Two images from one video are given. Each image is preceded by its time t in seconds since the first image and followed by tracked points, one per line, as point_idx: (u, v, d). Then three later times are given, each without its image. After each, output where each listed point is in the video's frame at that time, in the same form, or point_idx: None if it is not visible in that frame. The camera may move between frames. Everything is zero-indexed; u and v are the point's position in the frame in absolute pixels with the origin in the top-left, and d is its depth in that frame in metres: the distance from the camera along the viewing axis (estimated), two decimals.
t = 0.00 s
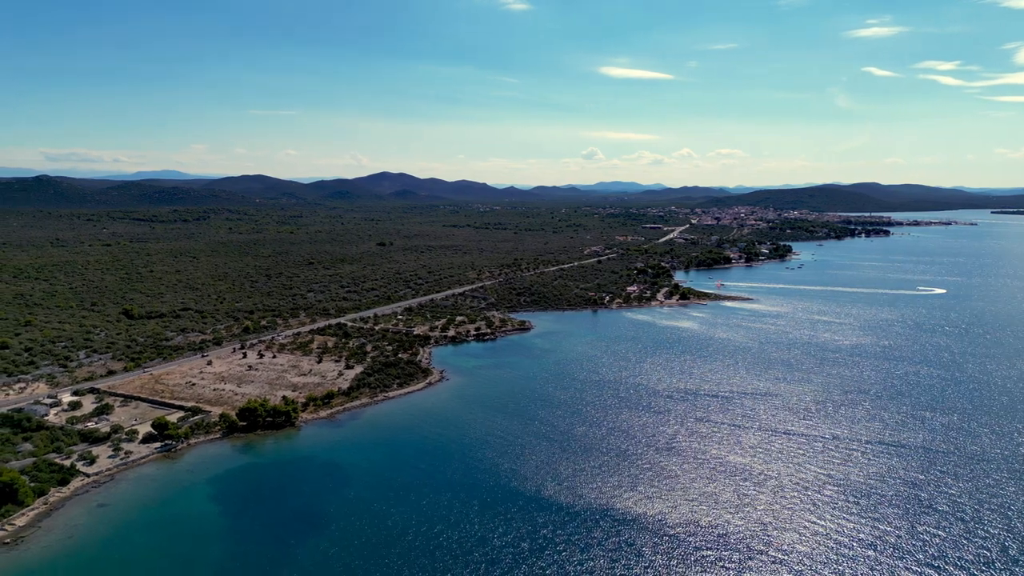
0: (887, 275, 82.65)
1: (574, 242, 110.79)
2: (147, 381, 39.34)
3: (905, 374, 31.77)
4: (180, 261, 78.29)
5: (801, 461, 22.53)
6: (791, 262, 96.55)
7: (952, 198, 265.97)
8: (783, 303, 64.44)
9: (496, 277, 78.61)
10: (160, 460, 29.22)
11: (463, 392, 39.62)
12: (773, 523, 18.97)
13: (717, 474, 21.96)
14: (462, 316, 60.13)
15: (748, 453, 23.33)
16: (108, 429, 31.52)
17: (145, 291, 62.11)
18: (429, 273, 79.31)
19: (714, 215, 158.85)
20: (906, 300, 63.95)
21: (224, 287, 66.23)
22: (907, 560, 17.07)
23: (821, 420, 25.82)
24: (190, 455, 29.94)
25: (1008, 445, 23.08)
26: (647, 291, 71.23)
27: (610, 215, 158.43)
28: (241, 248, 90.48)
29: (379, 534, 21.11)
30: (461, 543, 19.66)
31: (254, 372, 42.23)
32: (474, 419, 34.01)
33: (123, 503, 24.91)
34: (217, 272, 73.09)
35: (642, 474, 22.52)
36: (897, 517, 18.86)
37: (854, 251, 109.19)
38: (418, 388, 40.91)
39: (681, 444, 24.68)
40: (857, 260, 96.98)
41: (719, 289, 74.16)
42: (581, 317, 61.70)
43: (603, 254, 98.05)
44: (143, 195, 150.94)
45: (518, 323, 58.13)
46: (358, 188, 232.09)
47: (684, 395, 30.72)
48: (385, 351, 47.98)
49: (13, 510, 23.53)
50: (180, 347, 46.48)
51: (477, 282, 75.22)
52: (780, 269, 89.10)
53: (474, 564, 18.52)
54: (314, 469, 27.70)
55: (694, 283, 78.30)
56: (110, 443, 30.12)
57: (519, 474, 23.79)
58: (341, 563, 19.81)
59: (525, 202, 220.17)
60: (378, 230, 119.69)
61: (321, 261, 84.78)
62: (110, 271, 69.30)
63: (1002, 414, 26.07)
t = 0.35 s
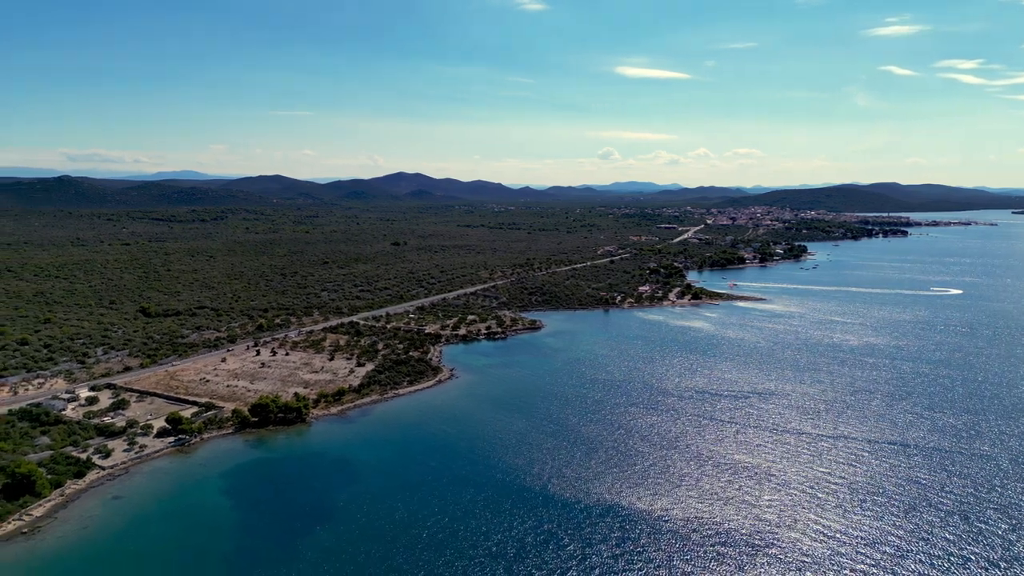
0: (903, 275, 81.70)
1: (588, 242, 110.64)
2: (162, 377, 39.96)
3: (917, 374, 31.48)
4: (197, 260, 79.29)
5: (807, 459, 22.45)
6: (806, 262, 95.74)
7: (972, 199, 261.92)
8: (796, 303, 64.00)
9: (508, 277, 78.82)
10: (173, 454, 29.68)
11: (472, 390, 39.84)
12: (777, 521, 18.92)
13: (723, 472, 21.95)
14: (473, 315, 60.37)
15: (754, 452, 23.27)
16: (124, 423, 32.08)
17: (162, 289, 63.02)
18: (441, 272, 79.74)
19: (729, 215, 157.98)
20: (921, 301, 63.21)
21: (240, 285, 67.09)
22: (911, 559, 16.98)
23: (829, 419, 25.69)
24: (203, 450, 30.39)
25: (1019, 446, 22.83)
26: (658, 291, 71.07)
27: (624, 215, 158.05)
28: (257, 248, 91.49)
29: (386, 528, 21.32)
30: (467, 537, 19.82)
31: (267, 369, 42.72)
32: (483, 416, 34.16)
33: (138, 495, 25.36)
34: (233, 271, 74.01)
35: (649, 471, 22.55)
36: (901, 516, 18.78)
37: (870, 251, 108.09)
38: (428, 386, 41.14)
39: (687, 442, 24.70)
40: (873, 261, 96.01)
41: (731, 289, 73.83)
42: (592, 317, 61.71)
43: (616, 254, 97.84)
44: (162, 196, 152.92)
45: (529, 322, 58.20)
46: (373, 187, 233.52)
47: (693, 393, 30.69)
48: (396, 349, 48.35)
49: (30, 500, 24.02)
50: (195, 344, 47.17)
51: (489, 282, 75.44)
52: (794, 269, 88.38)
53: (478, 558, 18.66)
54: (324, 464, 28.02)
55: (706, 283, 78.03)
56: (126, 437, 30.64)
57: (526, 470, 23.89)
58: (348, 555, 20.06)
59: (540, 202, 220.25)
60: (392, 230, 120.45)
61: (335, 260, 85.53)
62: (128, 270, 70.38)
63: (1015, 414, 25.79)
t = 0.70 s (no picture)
0: (923, 276, 80.51)
1: (603, 242, 110.44)
2: (179, 373, 40.60)
3: (931, 375, 31.14)
4: (215, 259, 80.29)
5: (814, 458, 22.34)
6: (823, 262, 94.77)
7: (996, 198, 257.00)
8: (812, 303, 63.39)
9: (522, 276, 78.88)
10: (189, 448, 30.16)
11: (483, 387, 40.03)
12: (783, 519, 18.87)
13: (731, 470, 21.91)
14: (486, 314, 60.55)
15: (764, 451, 23.19)
16: (141, 418, 32.66)
17: (181, 287, 63.96)
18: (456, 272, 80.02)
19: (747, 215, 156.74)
20: (941, 302, 62.24)
21: (257, 284, 67.86)
22: (916, 560, 16.89)
23: (838, 419, 25.54)
24: (217, 444, 30.88)
25: None
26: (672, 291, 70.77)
27: (641, 215, 157.36)
28: (274, 247, 92.41)
29: (395, 522, 21.57)
30: (475, 531, 20.05)
31: (281, 366, 43.23)
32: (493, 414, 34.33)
33: (153, 488, 25.84)
34: (250, 270, 74.85)
35: (656, 469, 22.57)
36: (908, 516, 18.66)
37: (890, 251, 106.63)
38: (439, 383, 41.36)
39: (696, 440, 24.66)
40: (892, 261, 94.74)
41: (746, 289, 73.35)
42: (605, 316, 61.63)
43: (631, 254, 97.53)
44: (183, 196, 155.08)
45: (541, 321, 58.24)
46: (390, 187, 234.77)
47: (704, 393, 30.60)
48: (409, 347, 48.67)
49: (49, 492, 24.51)
50: (212, 341, 47.83)
51: (503, 281, 75.58)
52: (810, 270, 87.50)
53: (487, 550, 18.86)
54: (336, 459, 28.35)
55: (721, 283, 77.54)
56: (142, 431, 31.18)
57: (535, 467, 24.01)
58: (359, 548, 20.34)
59: (556, 202, 220.02)
60: (408, 230, 121.05)
61: (351, 259, 86.14)
62: (148, 269, 71.49)
63: None
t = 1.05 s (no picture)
0: (943, 276, 79.26)
1: (620, 242, 110.16)
2: (197, 369, 41.26)
3: (946, 376, 30.80)
4: (235, 258, 81.42)
5: (822, 457, 22.27)
6: (841, 263, 93.74)
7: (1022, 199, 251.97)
8: (828, 304, 62.75)
9: (537, 276, 79.01)
10: (204, 442, 30.68)
11: (495, 385, 40.26)
12: (789, 517, 18.84)
13: (739, 468, 21.85)
14: (499, 313, 60.75)
15: (773, 450, 23.08)
16: (159, 412, 33.26)
17: (200, 286, 64.92)
18: (471, 271, 80.34)
19: (765, 216, 155.38)
20: (960, 303, 61.31)
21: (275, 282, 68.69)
22: (922, 559, 16.80)
23: (848, 419, 25.39)
24: (233, 439, 31.37)
25: None
26: (687, 291, 70.45)
27: (658, 216, 156.68)
28: (293, 246, 93.36)
29: (404, 516, 21.78)
30: (483, 525, 20.22)
31: (296, 363, 43.75)
32: (504, 412, 34.45)
33: (170, 481, 26.31)
34: (269, 269, 75.76)
35: (664, 466, 22.57)
36: (915, 516, 18.56)
37: (911, 252, 105.06)
38: (452, 381, 41.61)
39: (706, 439, 24.60)
40: (913, 262, 93.38)
41: (762, 289, 72.85)
42: (619, 316, 61.50)
43: (647, 254, 97.19)
44: (205, 196, 157.28)
45: (554, 320, 58.30)
46: (407, 187, 236.05)
47: (716, 391, 30.48)
48: (422, 345, 49.00)
49: (68, 483, 25.07)
50: (229, 338, 48.52)
51: (517, 280, 75.70)
52: (828, 270, 86.56)
53: (493, 544, 19.04)
54: (348, 454, 28.70)
55: (737, 284, 77.01)
56: (160, 426, 31.74)
57: (543, 464, 24.11)
58: (368, 542, 20.63)
59: (574, 202, 219.78)
60: (424, 229, 121.71)
61: (368, 258, 86.77)
62: (169, 267, 72.66)
63: None
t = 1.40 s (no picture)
0: (967, 277, 77.85)
1: (637, 242, 109.80)
2: (215, 366, 41.96)
3: (965, 377, 30.35)
4: (255, 257, 82.53)
5: (834, 457, 22.11)
6: (862, 263, 92.53)
7: None
8: (847, 305, 61.95)
9: (553, 275, 79.02)
10: (221, 436, 31.16)
11: (508, 383, 40.45)
12: (799, 516, 18.73)
13: (750, 467, 21.76)
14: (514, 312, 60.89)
15: (785, 449, 22.95)
16: (178, 407, 33.92)
17: (221, 284, 65.96)
18: (487, 271, 80.63)
19: (785, 216, 153.75)
20: (984, 304, 60.12)
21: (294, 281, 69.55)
22: (931, 560, 16.66)
23: (862, 419, 25.17)
24: (249, 433, 31.89)
25: None
26: (703, 291, 70.02)
27: (677, 216, 155.73)
28: (312, 246, 94.35)
29: (414, 510, 22.08)
30: (491, 520, 20.44)
31: (313, 360, 44.30)
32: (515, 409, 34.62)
33: (186, 473, 26.85)
34: (288, 268, 76.69)
35: (674, 464, 22.55)
36: (926, 517, 18.39)
37: (934, 253, 103.30)
38: (465, 379, 41.85)
39: (717, 437, 24.55)
40: (936, 262, 91.77)
41: (779, 289, 72.21)
42: (634, 316, 61.31)
43: (665, 254, 96.74)
44: (227, 196, 159.57)
45: (569, 320, 58.29)
46: (426, 186, 237.20)
47: (730, 391, 30.35)
48: (436, 343, 49.34)
49: (89, 475, 25.62)
50: (248, 335, 49.27)
51: (533, 280, 75.81)
52: (848, 271, 85.44)
53: (499, 539, 19.24)
54: (359, 450, 29.05)
55: (754, 284, 76.39)
56: (179, 420, 32.36)
57: (552, 461, 24.24)
58: (376, 535, 20.91)
59: (591, 203, 219.30)
60: (442, 229, 122.30)
61: (386, 258, 87.43)
62: (192, 266, 73.87)
63: None
